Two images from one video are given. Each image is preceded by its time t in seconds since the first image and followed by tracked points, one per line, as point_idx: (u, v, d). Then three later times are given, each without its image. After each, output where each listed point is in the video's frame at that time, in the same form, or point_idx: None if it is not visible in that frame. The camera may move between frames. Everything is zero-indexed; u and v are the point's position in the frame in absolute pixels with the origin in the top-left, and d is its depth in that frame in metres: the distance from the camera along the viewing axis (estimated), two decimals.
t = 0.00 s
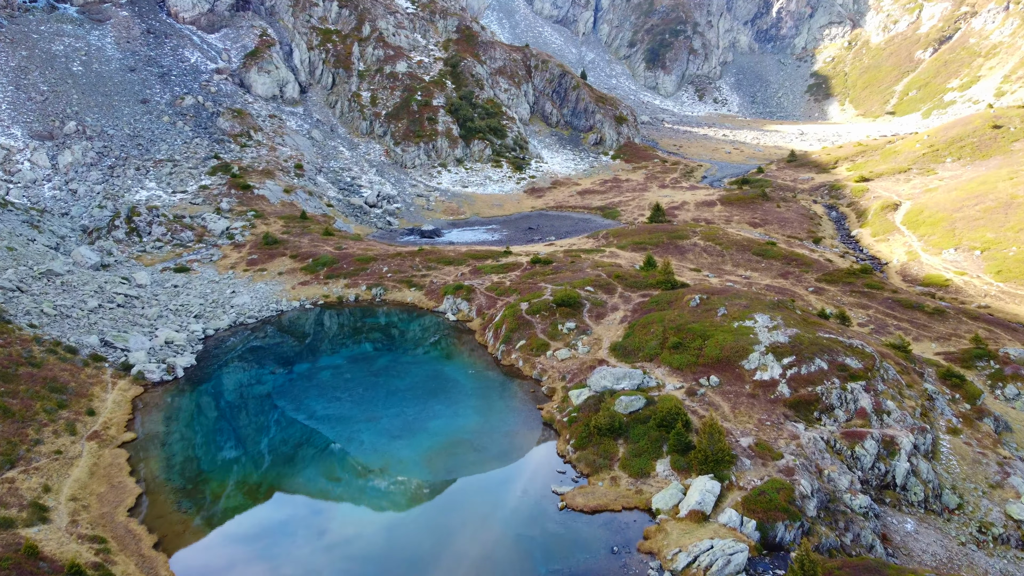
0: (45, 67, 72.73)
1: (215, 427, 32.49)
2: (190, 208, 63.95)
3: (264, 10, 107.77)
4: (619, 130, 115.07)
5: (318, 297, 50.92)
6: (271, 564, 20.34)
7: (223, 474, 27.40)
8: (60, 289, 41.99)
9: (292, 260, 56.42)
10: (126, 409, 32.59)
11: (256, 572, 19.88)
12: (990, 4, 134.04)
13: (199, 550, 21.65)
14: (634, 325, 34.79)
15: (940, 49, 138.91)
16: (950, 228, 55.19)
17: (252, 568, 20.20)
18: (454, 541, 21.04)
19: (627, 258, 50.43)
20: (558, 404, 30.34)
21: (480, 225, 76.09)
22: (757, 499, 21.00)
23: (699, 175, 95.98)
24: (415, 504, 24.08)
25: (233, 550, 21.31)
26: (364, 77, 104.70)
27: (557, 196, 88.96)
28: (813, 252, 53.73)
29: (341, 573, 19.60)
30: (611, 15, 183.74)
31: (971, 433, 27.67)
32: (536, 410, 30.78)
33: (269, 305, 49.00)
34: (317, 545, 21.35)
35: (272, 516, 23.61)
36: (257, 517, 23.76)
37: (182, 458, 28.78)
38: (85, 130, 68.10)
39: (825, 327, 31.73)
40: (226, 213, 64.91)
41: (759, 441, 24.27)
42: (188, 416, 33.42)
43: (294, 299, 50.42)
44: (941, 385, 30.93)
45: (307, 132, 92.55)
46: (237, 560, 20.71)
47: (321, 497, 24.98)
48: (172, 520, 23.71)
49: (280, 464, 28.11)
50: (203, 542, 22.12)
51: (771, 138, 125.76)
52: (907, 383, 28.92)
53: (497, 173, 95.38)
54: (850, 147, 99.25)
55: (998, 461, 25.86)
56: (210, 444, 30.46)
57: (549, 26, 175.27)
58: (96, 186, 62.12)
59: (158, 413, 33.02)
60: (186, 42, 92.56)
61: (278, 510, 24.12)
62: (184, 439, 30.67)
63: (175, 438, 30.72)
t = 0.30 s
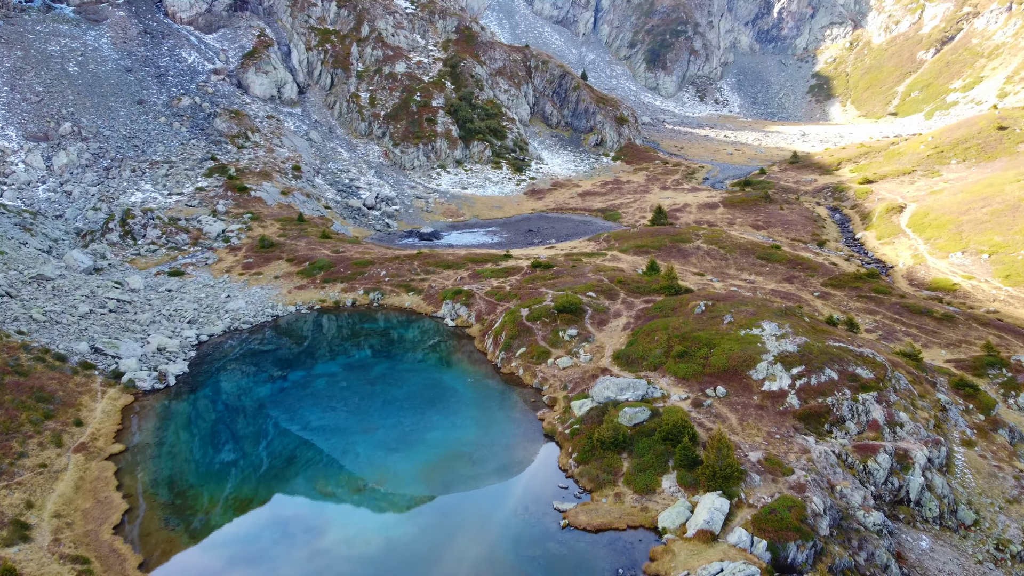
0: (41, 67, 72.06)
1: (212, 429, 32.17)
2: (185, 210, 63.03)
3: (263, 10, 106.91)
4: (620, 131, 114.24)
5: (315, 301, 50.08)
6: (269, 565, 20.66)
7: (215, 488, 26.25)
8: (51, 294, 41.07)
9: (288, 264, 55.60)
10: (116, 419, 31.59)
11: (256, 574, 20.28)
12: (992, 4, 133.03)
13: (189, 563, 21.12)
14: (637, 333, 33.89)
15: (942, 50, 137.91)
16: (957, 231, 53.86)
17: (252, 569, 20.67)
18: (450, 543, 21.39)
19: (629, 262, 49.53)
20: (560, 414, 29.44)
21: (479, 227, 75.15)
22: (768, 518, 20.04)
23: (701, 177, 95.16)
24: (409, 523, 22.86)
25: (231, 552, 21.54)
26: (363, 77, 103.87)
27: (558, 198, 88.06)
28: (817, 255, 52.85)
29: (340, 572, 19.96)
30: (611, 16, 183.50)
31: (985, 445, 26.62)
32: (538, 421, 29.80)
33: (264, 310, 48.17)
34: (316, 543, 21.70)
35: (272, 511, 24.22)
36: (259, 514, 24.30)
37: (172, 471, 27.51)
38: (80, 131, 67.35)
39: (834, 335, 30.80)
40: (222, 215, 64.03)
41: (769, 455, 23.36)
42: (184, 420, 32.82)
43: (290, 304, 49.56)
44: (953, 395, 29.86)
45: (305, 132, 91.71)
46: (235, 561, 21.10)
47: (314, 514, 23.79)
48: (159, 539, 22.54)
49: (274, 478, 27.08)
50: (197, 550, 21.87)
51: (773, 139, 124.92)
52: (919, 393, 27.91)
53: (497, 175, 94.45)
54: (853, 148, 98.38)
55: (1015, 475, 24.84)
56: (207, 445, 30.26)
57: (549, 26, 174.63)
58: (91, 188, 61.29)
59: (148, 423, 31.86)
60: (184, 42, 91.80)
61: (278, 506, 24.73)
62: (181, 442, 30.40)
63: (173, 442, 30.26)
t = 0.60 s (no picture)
0: (36, 67, 71.24)
1: (211, 432, 32.29)
2: (181, 213, 62.10)
3: (261, 10, 106.03)
4: (621, 132, 113.37)
5: (311, 306, 49.23)
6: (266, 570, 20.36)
7: (204, 506, 25.18)
8: (41, 299, 40.06)
9: (284, 268, 54.75)
10: (105, 429, 30.59)
11: (256, 573, 20.31)
12: (995, 5, 132.06)
13: (185, 566, 20.99)
14: (641, 341, 32.95)
15: (944, 50, 136.97)
16: (965, 234, 52.03)
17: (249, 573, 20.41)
18: (448, 548, 21.24)
19: (631, 266, 48.63)
20: (562, 426, 28.55)
21: (479, 230, 74.22)
22: (780, 538, 19.08)
23: (703, 178, 94.33)
24: (404, 542, 21.84)
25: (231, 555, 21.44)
26: (362, 78, 103.00)
27: (558, 200, 87.15)
28: (823, 258, 51.91)
29: None
30: (612, 16, 183.15)
31: (1003, 458, 25.47)
32: (539, 433, 28.92)
33: (259, 315, 47.31)
34: (312, 553, 21.25)
35: (272, 513, 24.26)
36: (259, 517, 24.22)
37: (160, 486, 26.39)
38: (76, 132, 66.50)
39: (844, 343, 29.74)
40: (218, 218, 63.12)
41: (779, 471, 22.38)
42: (183, 424, 32.71)
43: (285, 309, 48.69)
44: (968, 405, 28.76)
45: (303, 134, 90.82)
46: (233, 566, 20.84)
47: (308, 527, 23.08)
48: (145, 558, 21.58)
49: (268, 491, 26.38)
50: (189, 559, 21.38)
51: (775, 140, 124.09)
52: (932, 404, 26.86)
53: (497, 176, 93.52)
54: (856, 149, 97.47)
55: None
56: (206, 449, 30.39)
57: (550, 27, 173.99)
58: (86, 189, 60.36)
59: (138, 434, 30.82)
60: (181, 43, 91.02)
61: (278, 508, 24.76)
62: (179, 445, 30.41)
63: (172, 445, 30.31)
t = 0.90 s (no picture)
0: (31, 68, 70.37)
1: (207, 436, 32.02)
2: (176, 215, 61.15)
3: (258, 10, 105.13)
4: (621, 134, 112.51)
5: (307, 311, 48.39)
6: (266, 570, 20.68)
7: (192, 524, 24.11)
8: (30, 304, 38.98)
9: (280, 272, 53.90)
10: (91, 441, 29.49)
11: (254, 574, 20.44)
12: (997, 5, 131.13)
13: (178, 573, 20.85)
14: (644, 350, 32.06)
15: (946, 51, 136.16)
16: (970, 237, 50.70)
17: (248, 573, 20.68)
18: (445, 561, 20.71)
19: (632, 270, 47.77)
20: (563, 439, 27.66)
21: (478, 232, 73.33)
22: (792, 561, 18.10)
23: (704, 180, 93.53)
24: (397, 565, 20.76)
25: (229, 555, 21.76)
26: (360, 79, 102.13)
27: (558, 202, 86.30)
28: (827, 262, 51.03)
29: None
30: (612, 16, 182.72)
31: (1020, 472, 24.34)
32: (540, 446, 28.04)
33: (254, 320, 46.43)
34: (305, 567, 20.73)
35: (272, 514, 24.41)
36: (257, 520, 24.24)
37: (146, 503, 25.33)
38: (70, 134, 65.60)
39: (854, 352, 28.71)
40: (214, 220, 62.25)
41: (790, 488, 21.39)
42: (180, 428, 32.45)
43: (281, 314, 47.85)
44: (982, 416, 27.68)
45: (301, 135, 89.92)
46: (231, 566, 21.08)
47: (300, 540, 22.50)
48: None
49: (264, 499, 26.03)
50: (182, 568, 21.15)
51: (776, 142, 123.36)
52: (947, 417, 25.84)
53: (496, 178, 92.62)
54: (859, 151, 96.64)
55: None
56: (204, 453, 30.22)
57: (549, 27, 173.38)
58: (80, 192, 59.43)
59: (126, 446, 29.70)
60: (178, 43, 90.23)
61: (278, 509, 24.90)
62: (175, 450, 30.22)
63: (169, 448, 30.25)
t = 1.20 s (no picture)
0: (24, 69, 69.38)
1: (205, 438, 31.77)
2: (170, 219, 60.01)
3: (255, 10, 104.06)
4: (621, 135, 111.66)
5: (302, 317, 47.45)
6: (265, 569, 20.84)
7: (177, 545, 22.83)
8: (16, 310, 37.60)
9: (275, 277, 52.97)
10: (77, 454, 28.10)
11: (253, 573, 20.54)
12: (998, 6, 130.60)
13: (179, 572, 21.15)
14: (647, 359, 31.16)
15: (947, 52, 135.56)
16: (977, 241, 49.68)
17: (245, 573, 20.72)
18: None
19: (634, 275, 46.90)
20: (564, 454, 26.74)
21: (476, 236, 72.39)
22: None
23: (705, 183, 92.73)
24: None
25: (229, 555, 21.91)
26: (358, 80, 101.19)
27: (558, 204, 85.44)
28: (831, 266, 50.16)
29: None
30: (611, 17, 182.32)
31: None
32: (540, 461, 27.13)
33: (247, 327, 45.35)
34: None
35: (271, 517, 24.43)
36: (256, 522, 24.30)
37: (131, 520, 23.95)
38: (64, 136, 64.55)
39: (865, 362, 27.74)
40: (208, 224, 61.23)
41: (802, 508, 20.34)
42: (177, 431, 32.06)
43: (275, 320, 46.85)
44: (998, 430, 26.63)
45: (298, 137, 88.92)
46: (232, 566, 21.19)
47: (296, 549, 22.21)
48: None
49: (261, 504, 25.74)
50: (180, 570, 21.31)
51: (777, 143, 122.74)
52: (962, 430, 24.82)
53: (495, 180, 91.73)
54: (861, 153, 95.90)
55: None
56: (200, 456, 29.83)
57: (548, 28, 172.82)
58: (73, 195, 58.33)
59: (112, 460, 28.29)
60: (174, 44, 89.27)
61: (276, 512, 24.89)
62: (171, 452, 29.86)
63: (164, 452, 29.72)
